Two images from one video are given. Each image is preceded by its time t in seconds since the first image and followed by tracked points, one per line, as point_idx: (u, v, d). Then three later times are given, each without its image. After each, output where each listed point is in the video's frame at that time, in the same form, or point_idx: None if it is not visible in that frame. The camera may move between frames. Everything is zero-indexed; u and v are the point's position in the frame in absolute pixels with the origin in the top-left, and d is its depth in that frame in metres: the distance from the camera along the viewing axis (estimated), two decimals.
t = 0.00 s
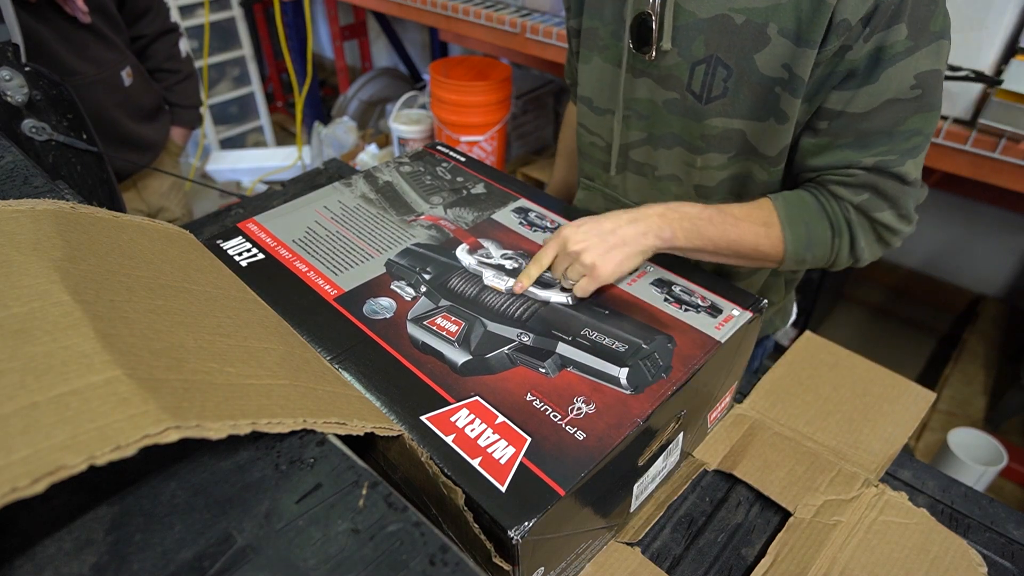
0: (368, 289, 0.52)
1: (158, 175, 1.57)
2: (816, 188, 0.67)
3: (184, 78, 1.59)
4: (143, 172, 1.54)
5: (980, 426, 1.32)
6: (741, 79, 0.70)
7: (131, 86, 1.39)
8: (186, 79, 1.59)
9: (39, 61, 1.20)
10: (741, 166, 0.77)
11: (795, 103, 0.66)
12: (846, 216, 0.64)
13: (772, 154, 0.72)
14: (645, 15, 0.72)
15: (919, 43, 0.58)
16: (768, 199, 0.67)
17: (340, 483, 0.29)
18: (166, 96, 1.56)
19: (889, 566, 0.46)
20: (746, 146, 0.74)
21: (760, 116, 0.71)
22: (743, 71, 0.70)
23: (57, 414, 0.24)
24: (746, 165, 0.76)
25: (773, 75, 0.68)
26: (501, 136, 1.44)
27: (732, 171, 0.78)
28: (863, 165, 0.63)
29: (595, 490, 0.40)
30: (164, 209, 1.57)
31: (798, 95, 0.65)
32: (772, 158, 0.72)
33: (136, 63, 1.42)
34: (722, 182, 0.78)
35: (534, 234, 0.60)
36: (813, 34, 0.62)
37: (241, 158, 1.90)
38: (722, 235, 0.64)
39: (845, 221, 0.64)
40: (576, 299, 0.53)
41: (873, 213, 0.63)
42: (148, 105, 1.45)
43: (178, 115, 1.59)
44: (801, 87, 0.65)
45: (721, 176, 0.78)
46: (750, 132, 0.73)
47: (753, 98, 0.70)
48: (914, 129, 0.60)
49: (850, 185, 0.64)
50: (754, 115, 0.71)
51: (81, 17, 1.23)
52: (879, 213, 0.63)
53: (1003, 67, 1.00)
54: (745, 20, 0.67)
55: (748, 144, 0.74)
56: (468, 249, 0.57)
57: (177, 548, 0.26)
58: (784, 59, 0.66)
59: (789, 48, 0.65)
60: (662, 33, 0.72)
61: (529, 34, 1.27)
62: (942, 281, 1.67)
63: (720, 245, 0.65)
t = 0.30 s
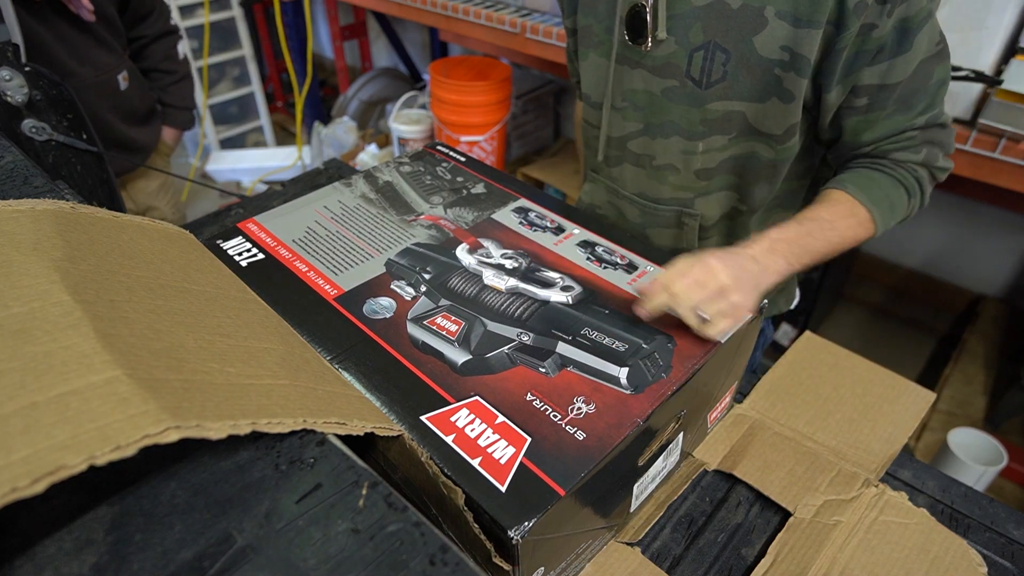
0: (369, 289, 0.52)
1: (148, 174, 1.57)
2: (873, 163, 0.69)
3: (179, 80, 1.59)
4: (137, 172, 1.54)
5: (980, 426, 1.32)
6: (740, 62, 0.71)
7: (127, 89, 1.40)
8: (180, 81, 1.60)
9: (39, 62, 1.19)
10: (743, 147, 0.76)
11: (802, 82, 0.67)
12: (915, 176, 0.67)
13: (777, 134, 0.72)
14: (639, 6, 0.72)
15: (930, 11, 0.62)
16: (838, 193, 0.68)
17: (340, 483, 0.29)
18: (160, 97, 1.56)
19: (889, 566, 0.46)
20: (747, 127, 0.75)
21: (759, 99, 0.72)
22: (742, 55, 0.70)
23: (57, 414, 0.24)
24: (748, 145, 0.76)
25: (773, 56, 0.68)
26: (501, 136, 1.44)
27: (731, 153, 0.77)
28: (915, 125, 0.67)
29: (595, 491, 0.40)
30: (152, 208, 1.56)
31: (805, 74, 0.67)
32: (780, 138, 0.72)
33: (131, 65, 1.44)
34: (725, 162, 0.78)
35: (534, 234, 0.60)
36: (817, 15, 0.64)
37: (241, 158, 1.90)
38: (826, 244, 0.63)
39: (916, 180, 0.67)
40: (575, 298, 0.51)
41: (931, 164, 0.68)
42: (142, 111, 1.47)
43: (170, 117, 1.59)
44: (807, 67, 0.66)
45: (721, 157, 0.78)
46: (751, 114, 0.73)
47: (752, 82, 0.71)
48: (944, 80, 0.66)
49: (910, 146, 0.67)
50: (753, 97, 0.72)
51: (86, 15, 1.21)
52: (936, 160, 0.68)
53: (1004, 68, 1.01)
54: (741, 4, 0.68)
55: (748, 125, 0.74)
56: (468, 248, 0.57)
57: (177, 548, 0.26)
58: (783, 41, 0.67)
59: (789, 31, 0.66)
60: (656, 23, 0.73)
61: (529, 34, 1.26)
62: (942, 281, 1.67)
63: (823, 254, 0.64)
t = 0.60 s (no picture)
0: (369, 289, 0.52)
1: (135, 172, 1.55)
2: (885, 155, 0.71)
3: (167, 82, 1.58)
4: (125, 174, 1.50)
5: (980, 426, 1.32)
6: (752, 63, 0.71)
7: (113, 95, 1.38)
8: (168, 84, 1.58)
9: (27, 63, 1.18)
10: (754, 144, 0.76)
11: (814, 79, 0.67)
12: (925, 164, 0.70)
13: (789, 131, 0.72)
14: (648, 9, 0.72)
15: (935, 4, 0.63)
16: (856, 190, 0.70)
17: (340, 483, 0.29)
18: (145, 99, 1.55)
19: (890, 566, 0.46)
20: (758, 127, 0.74)
21: (771, 98, 0.72)
22: (755, 56, 0.70)
23: (58, 414, 0.24)
24: (758, 143, 0.76)
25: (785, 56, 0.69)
26: (501, 136, 1.44)
27: (742, 149, 0.77)
28: (926, 115, 0.68)
29: (595, 491, 0.40)
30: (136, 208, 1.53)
31: (816, 71, 0.67)
32: (790, 133, 0.72)
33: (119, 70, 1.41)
34: (734, 156, 0.78)
35: (534, 234, 0.60)
36: (828, 14, 0.64)
37: (241, 158, 1.90)
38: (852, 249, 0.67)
39: (926, 167, 0.70)
40: (575, 298, 0.51)
41: (940, 150, 0.70)
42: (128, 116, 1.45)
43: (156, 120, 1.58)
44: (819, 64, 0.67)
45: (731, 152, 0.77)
46: (763, 113, 0.73)
47: (764, 81, 0.71)
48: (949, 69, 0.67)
49: (921, 136, 0.69)
50: (766, 96, 0.72)
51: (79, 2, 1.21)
52: (945, 144, 0.70)
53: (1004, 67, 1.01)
54: (752, 7, 0.69)
55: (759, 123, 0.74)
56: (468, 249, 0.57)
57: (177, 548, 0.26)
58: (793, 40, 0.67)
59: (799, 31, 0.67)
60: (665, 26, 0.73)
61: (529, 34, 1.26)
62: (942, 281, 1.67)
63: (846, 258, 0.68)
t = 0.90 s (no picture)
0: (368, 289, 0.53)
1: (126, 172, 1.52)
2: (884, 165, 0.72)
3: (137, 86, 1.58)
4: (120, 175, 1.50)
5: (980, 426, 1.32)
6: (759, 71, 0.70)
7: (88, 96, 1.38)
8: (140, 86, 1.59)
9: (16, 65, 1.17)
10: (754, 149, 0.76)
11: (817, 90, 0.68)
12: (924, 177, 0.71)
13: (792, 139, 0.72)
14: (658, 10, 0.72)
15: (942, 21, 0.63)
16: (853, 198, 0.71)
17: (340, 483, 0.29)
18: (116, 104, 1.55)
19: (889, 566, 0.46)
20: (761, 131, 0.74)
21: (775, 104, 0.72)
22: (761, 63, 0.70)
23: (57, 414, 0.24)
24: (759, 147, 0.76)
25: (792, 65, 0.68)
26: (501, 136, 1.44)
27: (743, 153, 0.77)
28: (926, 130, 0.69)
29: (595, 490, 0.40)
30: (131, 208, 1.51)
31: (820, 82, 0.67)
32: (791, 140, 0.73)
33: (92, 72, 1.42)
34: (735, 160, 0.78)
35: (534, 234, 0.60)
36: (836, 28, 0.64)
37: (241, 159, 1.90)
38: (847, 252, 0.67)
39: (925, 180, 0.71)
40: (575, 298, 0.51)
41: (939, 164, 0.71)
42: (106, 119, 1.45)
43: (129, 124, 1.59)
44: (822, 74, 0.67)
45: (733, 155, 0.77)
46: (767, 119, 0.73)
47: (769, 88, 0.71)
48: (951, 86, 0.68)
49: (920, 150, 0.70)
50: (771, 103, 0.72)
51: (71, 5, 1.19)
52: (943, 159, 0.71)
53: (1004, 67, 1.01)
54: (762, 15, 0.67)
55: (761, 129, 0.74)
56: (468, 249, 0.57)
57: (177, 548, 0.26)
58: (801, 50, 0.67)
59: (806, 41, 0.66)
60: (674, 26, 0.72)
61: (529, 34, 1.26)
62: (942, 280, 1.67)
63: (842, 262, 0.68)
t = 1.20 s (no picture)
0: (368, 289, 0.53)
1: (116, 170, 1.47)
2: (888, 170, 0.72)
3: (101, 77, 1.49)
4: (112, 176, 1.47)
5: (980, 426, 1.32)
6: (763, 74, 0.70)
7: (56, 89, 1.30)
8: (104, 78, 1.50)
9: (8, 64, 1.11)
10: (756, 151, 0.76)
11: (821, 95, 0.68)
12: (928, 182, 0.71)
13: (794, 142, 0.72)
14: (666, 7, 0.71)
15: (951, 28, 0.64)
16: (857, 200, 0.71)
17: (340, 483, 0.29)
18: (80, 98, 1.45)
19: (889, 566, 0.46)
20: (763, 132, 0.74)
21: (777, 108, 0.71)
22: (765, 66, 0.70)
23: (57, 414, 0.24)
24: (761, 149, 0.75)
25: (796, 70, 0.68)
26: (501, 136, 1.44)
27: (746, 154, 0.77)
28: (931, 136, 0.70)
29: (595, 490, 0.40)
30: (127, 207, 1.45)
31: (824, 88, 0.67)
32: (794, 144, 0.73)
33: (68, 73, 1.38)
34: (737, 160, 0.77)
35: (534, 234, 0.60)
36: (842, 33, 0.64)
37: (241, 159, 1.90)
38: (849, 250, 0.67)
39: (929, 185, 0.71)
40: (575, 298, 0.51)
41: (943, 170, 0.72)
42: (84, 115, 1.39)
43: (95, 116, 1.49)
44: (826, 80, 0.67)
45: (736, 156, 0.77)
46: (768, 122, 0.73)
47: (772, 91, 0.71)
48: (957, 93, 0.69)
49: (924, 155, 0.70)
50: (772, 105, 0.72)
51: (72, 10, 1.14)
52: (948, 165, 0.71)
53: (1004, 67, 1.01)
54: (768, 18, 0.68)
55: (764, 131, 0.74)
56: (468, 248, 0.57)
57: (177, 548, 0.26)
58: (805, 54, 0.67)
59: (811, 46, 0.66)
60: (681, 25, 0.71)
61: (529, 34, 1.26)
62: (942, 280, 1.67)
63: (844, 266, 0.68)
